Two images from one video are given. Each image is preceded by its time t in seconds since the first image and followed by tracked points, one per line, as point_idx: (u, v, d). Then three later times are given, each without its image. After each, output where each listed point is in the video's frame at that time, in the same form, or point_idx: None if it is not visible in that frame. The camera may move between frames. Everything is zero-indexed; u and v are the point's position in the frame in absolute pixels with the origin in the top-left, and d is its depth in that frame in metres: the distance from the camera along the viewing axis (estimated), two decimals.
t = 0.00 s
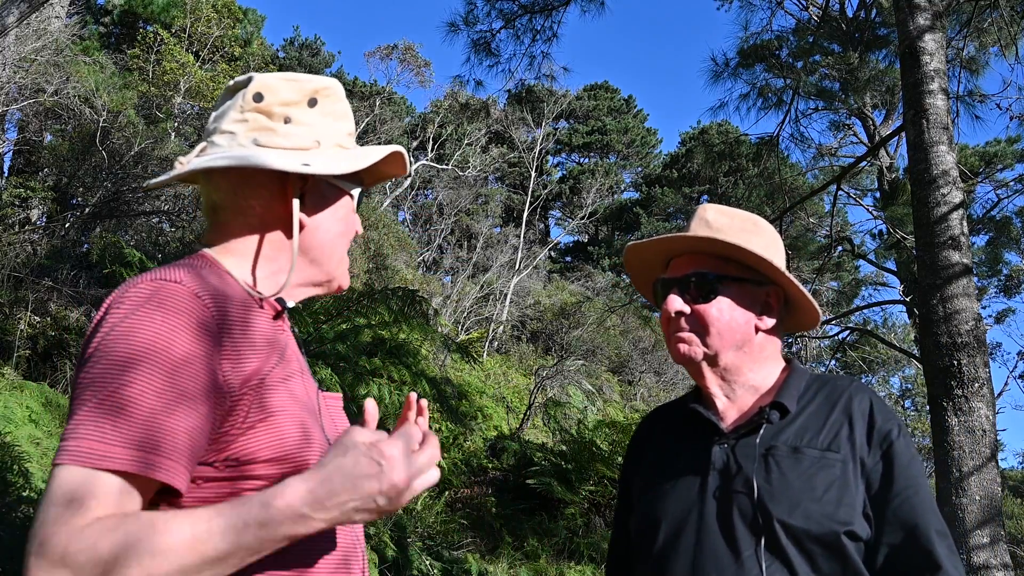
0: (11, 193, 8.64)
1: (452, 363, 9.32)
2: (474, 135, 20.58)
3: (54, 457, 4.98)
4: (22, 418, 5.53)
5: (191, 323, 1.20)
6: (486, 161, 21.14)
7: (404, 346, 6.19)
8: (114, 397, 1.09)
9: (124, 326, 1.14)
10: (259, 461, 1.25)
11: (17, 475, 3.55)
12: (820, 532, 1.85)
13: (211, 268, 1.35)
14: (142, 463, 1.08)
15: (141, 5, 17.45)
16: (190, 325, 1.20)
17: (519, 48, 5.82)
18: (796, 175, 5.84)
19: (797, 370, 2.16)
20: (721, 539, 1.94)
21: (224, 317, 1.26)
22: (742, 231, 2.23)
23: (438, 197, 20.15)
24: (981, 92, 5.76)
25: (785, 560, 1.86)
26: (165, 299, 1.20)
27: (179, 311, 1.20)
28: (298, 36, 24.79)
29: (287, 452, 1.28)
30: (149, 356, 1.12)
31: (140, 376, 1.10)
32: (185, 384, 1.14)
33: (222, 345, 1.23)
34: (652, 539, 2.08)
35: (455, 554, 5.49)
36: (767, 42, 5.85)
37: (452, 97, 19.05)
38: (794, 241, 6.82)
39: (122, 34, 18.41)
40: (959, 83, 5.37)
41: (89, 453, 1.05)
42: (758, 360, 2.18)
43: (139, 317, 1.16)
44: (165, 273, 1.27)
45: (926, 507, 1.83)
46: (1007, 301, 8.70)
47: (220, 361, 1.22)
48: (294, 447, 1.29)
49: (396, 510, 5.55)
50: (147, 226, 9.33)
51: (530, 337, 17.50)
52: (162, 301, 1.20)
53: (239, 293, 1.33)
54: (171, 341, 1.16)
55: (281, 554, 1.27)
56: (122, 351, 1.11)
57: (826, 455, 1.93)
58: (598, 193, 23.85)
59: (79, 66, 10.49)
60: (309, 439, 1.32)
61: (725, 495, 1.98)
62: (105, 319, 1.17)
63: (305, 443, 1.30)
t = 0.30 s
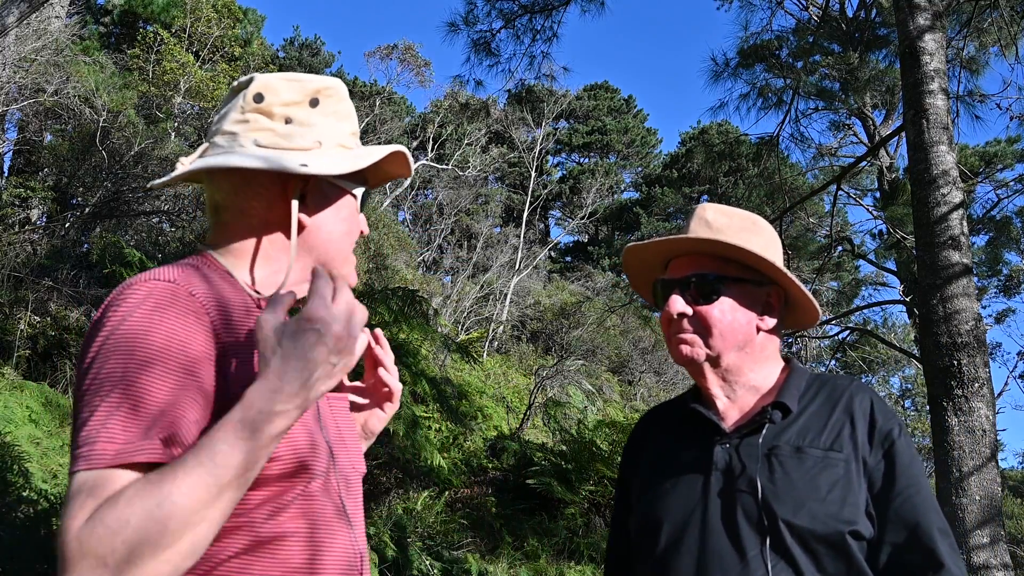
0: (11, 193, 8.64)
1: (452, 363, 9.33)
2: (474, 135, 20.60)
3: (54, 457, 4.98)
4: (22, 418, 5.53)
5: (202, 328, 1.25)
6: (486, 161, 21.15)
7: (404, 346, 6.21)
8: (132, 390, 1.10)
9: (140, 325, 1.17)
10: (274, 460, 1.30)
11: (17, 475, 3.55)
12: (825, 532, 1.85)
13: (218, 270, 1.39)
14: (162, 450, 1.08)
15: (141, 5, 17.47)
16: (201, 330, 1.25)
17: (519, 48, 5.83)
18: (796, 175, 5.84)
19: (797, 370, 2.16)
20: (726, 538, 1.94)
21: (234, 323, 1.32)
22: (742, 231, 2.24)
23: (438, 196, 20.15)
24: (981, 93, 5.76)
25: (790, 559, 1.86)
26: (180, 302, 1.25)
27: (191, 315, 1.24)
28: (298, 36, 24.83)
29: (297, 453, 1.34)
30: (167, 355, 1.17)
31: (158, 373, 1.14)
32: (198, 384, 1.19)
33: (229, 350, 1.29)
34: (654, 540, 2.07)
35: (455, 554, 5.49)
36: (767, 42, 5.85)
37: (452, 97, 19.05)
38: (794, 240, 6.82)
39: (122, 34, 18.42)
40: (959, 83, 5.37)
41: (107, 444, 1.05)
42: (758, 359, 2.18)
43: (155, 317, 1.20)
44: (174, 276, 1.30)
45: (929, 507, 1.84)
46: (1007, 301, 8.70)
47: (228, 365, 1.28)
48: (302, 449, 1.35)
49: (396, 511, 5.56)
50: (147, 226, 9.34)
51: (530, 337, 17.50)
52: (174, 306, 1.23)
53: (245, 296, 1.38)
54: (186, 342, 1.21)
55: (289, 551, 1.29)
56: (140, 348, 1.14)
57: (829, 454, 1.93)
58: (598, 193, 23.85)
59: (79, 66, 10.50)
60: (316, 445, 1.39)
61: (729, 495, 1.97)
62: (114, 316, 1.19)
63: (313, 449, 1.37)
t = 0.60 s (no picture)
0: (11, 193, 8.64)
1: (452, 364, 9.33)
2: (474, 135, 20.59)
3: (54, 457, 4.98)
4: (22, 418, 5.53)
5: (214, 328, 1.25)
6: (486, 161, 21.15)
7: (404, 346, 6.22)
8: (145, 391, 1.10)
9: (151, 325, 1.17)
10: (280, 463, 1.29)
11: (18, 475, 3.55)
12: (831, 528, 1.85)
13: (224, 272, 1.37)
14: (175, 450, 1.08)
15: (141, 5, 17.48)
16: (212, 331, 1.25)
17: (519, 48, 5.83)
18: (797, 175, 5.83)
19: (798, 366, 2.17)
20: (731, 535, 1.94)
21: (247, 324, 1.31)
22: (742, 227, 2.25)
23: (438, 196, 20.14)
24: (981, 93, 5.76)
25: (796, 555, 1.85)
26: (191, 301, 1.24)
27: (202, 315, 1.24)
28: (298, 36, 24.84)
29: (305, 456, 1.34)
30: (180, 354, 1.16)
31: (170, 373, 1.13)
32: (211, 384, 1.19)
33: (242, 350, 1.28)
34: (657, 538, 2.07)
35: (455, 554, 5.50)
36: (767, 42, 5.86)
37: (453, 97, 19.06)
38: (793, 240, 6.82)
39: (122, 34, 18.43)
40: (959, 83, 5.37)
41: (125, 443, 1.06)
42: (760, 357, 2.18)
43: (167, 317, 1.19)
44: (185, 276, 1.30)
45: (933, 502, 1.84)
46: (1007, 301, 8.70)
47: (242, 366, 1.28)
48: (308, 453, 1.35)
49: (396, 511, 5.56)
50: (147, 226, 9.35)
51: (530, 337, 17.50)
52: (186, 304, 1.23)
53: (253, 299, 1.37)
54: (197, 343, 1.20)
55: (295, 552, 1.29)
56: (152, 349, 1.14)
57: (833, 451, 1.93)
58: (598, 193, 23.84)
59: (79, 66, 10.50)
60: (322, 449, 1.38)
61: (735, 492, 1.97)
62: (127, 317, 1.18)
63: (319, 454, 1.37)
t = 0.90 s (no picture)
0: (11, 193, 8.64)
1: (451, 364, 9.34)
2: (474, 135, 20.62)
3: (54, 457, 4.98)
4: (22, 418, 5.52)
5: (217, 328, 1.22)
6: (486, 161, 21.16)
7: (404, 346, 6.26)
8: (144, 398, 1.09)
9: (151, 333, 1.15)
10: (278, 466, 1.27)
11: (18, 475, 3.55)
12: (839, 525, 1.85)
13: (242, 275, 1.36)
14: (175, 453, 1.06)
15: (141, 5, 17.49)
16: (216, 331, 1.21)
17: (519, 48, 5.83)
18: (797, 175, 5.83)
19: (810, 359, 2.15)
20: (738, 532, 1.94)
21: (253, 322, 1.29)
22: (749, 221, 2.25)
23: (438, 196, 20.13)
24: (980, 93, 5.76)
25: (804, 553, 1.86)
26: (192, 303, 1.21)
27: (204, 315, 1.21)
28: (298, 37, 24.84)
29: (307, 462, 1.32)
30: (183, 357, 1.14)
31: (167, 377, 1.11)
32: (213, 386, 1.15)
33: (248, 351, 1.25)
34: (668, 533, 2.07)
35: (455, 554, 5.49)
36: (767, 42, 5.86)
37: (453, 97, 19.11)
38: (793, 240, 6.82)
39: (122, 34, 18.45)
40: (959, 83, 5.37)
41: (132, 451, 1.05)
42: (769, 351, 2.18)
43: (165, 322, 1.17)
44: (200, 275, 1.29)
45: (945, 496, 1.85)
46: (1007, 301, 8.70)
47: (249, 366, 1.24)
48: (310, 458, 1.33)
49: (396, 511, 5.55)
50: (147, 226, 9.37)
51: (530, 337, 17.50)
52: (192, 305, 1.21)
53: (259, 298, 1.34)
54: (197, 344, 1.16)
55: (292, 554, 1.28)
56: (150, 356, 1.12)
57: (843, 447, 1.93)
58: (598, 193, 23.83)
59: (79, 66, 10.50)
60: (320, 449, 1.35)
61: (742, 489, 1.97)
62: (133, 325, 1.18)
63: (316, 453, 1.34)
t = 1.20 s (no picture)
0: (11, 193, 8.64)
1: (451, 364, 9.34)
2: (474, 135, 20.65)
3: (54, 457, 4.98)
4: (22, 418, 5.53)
5: (208, 331, 1.21)
6: (486, 161, 21.17)
7: (404, 346, 6.31)
8: (135, 408, 1.10)
9: (138, 343, 1.16)
10: (265, 464, 1.25)
11: (18, 475, 3.55)
12: (854, 521, 1.85)
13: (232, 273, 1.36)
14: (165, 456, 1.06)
15: (141, 5, 17.49)
16: (206, 333, 1.20)
17: (519, 48, 5.84)
18: (797, 175, 5.83)
19: (833, 353, 2.15)
20: (750, 528, 1.95)
21: (247, 323, 1.28)
22: (770, 211, 2.25)
23: (438, 196, 20.13)
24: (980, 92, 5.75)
25: (816, 549, 1.86)
26: (179, 308, 1.21)
27: (196, 317, 1.21)
28: (298, 37, 24.86)
29: (299, 463, 1.28)
30: (178, 360, 1.14)
31: (154, 384, 1.11)
32: (205, 387, 1.14)
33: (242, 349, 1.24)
34: (683, 526, 2.10)
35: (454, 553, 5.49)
36: (767, 42, 5.87)
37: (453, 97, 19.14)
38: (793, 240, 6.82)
39: (122, 34, 18.47)
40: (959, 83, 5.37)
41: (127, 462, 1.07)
42: (791, 343, 2.18)
43: (152, 330, 1.17)
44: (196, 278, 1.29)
45: (968, 494, 1.81)
46: (1007, 301, 8.70)
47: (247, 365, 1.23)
48: (304, 460, 1.29)
49: (395, 511, 5.56)
50: (147, 226, 9.38)
51: (530, 337, 17.50)
52: (187, 308, 1.21)
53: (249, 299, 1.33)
54: (184, 348, 1.16)
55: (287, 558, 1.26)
56: (137, 365, 1.13)
57: (861, 441, 1.93)
58: (598, 193, 23.82)
59: (79, 66, 10.50)
60: (318, 446, 1.32)
61: (756, 483, 1.98)
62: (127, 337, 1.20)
63: (312, 450, 1.30)
